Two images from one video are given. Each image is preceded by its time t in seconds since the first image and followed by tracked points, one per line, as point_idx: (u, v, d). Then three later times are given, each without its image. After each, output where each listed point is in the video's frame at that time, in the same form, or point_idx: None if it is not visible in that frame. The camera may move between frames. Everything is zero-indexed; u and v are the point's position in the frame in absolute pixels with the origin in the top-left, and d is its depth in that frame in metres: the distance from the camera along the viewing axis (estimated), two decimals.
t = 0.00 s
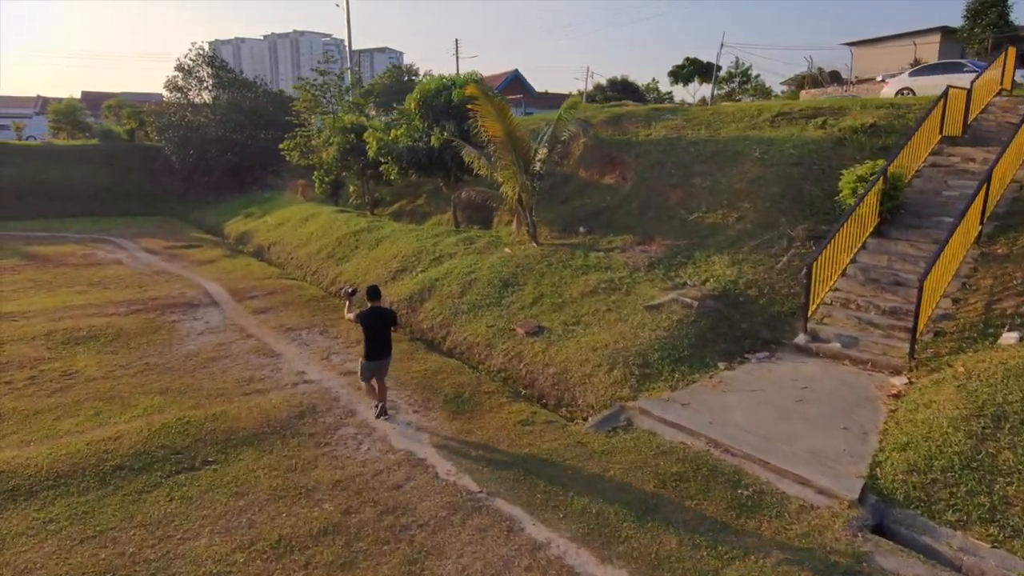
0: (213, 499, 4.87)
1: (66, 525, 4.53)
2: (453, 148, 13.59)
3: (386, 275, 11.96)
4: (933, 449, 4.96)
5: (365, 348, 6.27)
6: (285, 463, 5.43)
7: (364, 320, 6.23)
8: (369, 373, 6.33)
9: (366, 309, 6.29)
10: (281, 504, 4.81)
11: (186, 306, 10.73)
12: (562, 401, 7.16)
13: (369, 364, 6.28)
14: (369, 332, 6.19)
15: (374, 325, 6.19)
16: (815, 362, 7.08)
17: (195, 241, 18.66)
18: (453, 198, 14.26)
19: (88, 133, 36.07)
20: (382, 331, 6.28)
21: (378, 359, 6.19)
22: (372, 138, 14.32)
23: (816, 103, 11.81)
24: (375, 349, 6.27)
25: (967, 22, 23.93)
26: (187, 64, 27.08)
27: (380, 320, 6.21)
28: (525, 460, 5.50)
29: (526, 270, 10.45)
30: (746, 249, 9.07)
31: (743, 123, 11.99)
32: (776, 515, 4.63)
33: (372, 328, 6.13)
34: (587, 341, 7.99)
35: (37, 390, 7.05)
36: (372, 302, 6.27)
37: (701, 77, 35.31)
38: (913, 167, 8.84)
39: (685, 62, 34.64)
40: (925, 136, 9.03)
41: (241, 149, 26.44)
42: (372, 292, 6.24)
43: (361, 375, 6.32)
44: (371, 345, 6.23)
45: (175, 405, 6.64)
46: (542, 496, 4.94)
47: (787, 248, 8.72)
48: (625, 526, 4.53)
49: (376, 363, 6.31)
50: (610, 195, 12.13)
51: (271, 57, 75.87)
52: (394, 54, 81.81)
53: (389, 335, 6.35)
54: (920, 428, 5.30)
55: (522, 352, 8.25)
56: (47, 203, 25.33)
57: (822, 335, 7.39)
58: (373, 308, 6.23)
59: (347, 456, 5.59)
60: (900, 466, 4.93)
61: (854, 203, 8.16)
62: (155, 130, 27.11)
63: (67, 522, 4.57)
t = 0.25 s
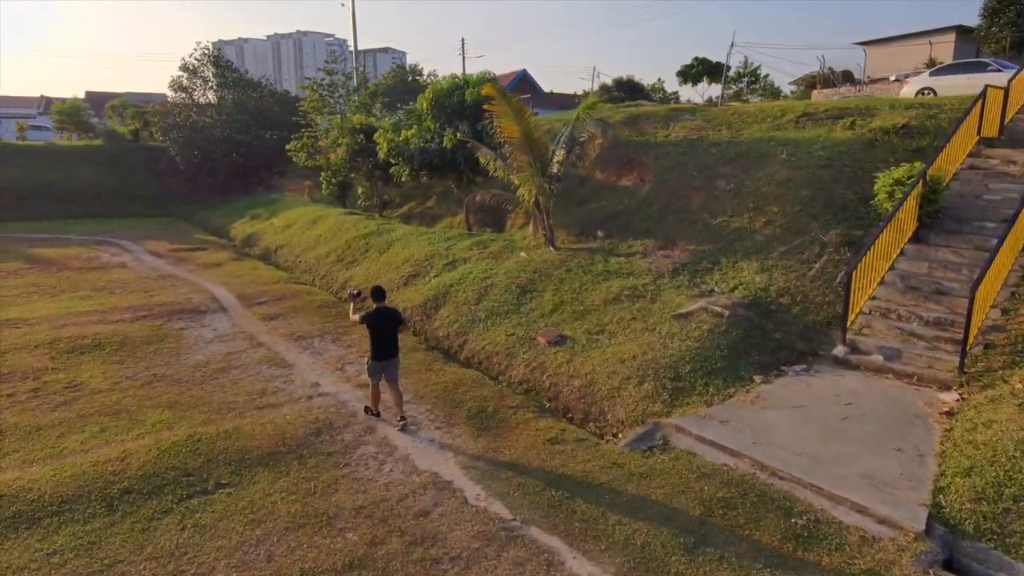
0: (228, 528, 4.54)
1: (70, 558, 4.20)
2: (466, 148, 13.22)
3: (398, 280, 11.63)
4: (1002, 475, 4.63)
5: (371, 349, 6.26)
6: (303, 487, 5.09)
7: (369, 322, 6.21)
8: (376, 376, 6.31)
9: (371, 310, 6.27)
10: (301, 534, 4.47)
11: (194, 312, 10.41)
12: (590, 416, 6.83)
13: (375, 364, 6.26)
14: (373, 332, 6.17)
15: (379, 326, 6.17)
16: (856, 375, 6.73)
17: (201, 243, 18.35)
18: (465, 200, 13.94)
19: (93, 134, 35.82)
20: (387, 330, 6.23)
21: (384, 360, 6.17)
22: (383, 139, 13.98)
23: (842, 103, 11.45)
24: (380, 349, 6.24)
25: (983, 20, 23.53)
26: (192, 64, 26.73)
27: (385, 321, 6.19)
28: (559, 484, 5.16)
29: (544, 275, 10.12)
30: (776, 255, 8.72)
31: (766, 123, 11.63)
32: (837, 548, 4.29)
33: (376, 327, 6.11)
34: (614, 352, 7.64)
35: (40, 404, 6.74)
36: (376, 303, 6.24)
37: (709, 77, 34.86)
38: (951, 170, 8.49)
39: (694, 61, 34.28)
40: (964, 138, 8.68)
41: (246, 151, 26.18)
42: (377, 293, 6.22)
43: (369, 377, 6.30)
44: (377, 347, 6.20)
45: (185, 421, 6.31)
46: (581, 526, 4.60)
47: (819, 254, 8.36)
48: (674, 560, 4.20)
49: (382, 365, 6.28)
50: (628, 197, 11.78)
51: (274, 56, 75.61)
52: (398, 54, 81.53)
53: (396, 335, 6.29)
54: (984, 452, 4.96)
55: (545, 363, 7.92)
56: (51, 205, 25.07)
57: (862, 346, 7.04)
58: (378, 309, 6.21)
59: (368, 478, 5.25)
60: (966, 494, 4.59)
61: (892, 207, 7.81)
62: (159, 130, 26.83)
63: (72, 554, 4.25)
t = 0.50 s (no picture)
0: (246, 559, 4.23)
1: None
2: (479, 149, 12.90)
3: (411, 285, 11.32)
4: None
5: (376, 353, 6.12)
6: (324, 512, 4.78)
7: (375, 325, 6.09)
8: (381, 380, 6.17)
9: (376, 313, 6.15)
10: (324, 566, 4.16)
11: (202, 318, 10.12)
12: (619, 431, 6.52)
13: (381, 369, 6.10)
14: (379, 336, 6.05)
15: (385, 329, 6.05)
16: (900, 389, 6.41)
17: (207, 245, 18.07)
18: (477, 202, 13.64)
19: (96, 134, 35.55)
20: (393, 334, 6.12)
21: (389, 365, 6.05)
22: (394, 140, 13.69)
23: (869, 103, 11.11)
24: (386, 353, 6.11)
25: (999, 19, 23.12)
26: (196, 64, 26.43)
27: (390, 325, 6.07)
28: (596, 509, 4.84)
29: (563, 281, 9.80)
30: (806, 261, 8.40)
31: (790, 123, 11.29)
32: None
33: (381, 330, 6.00)
34: (641, 363, 7.32)
35: (44, 418, 6.44)
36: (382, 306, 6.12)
37: (718, 76, 34.41)
38: (991, 172, 8.16)
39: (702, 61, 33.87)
40: (1003, 139, 8.35)
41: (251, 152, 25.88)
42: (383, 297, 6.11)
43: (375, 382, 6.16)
44: (382, 351, 6.08)
45: (196, 437, 6.00)
46: (625, 557, 4.28)
47: (854, 260, 8.04)
48: None
49: (388, 369, 6.14)
50: (647, 200, 11.46)
51: (278, 56, 75.31)
52: (400, 54, 81.15)
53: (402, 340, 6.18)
54: None
55: (569, 374, 7.60)
56: (54, 206, 24.81)
57: (904, 358, 6.72)
58: (384, 313, 6.09)
59: (392, 502, 4.94)
60: None
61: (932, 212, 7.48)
62: (164, 130, 26.55)
63: None
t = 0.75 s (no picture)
0: None
1: None
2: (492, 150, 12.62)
3: (423, 289, 11.01)
4: None
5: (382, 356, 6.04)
6: (345, 538, 4.46)
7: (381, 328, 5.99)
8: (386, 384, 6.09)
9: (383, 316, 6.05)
10: None
11: (209, 323, 9.82)
12: (649, 446, 6.22)
13: (386, 373, 6.03)
14: (386, 339, 5.95)
15: (391, 333, 5.94)
16: (946, 402, 6.08)
17: (211, 247, 17.78)
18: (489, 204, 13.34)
19: (99, 134, 35.27)
20: (400, 338, 6.01)
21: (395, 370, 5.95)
22: (404, 141, 13.41)
23: (895, 102, 10.80)
24: (391, 357, 6.02)
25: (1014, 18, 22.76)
26: (200, 63, 26.19)
27: (397, 328, 5.96)
28: (636, 534, 4.52)
29: (582, 285, 9.49)
30: (838, 266, 8.09)
31: (813, 123, 10.98)
32: None
33: (387, 334, 5.89)
34: (670, 373, 7.01)
35: (47, 432, 6.13)
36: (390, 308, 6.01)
37: (726, 75, 34.05)
38: None
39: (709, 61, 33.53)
40: None
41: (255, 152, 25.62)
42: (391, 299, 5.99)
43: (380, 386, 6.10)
44: (388, 355, 5.98)
45: (207, 453, 5.70)
46: None
47: (889, 265, 7.73)
48: None
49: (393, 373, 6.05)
50: (666, 202, 11.16)
51: (280, 56, 75.02)
52: (402, 54, 80.91)
53: (409, 344, 6.06)
54: None
55: (593, 385, 7.29)
56: (57, 207, 24.54)
57: (948, 368, 6.40)
58: (391, 316, 5.98)
59: (417, 526, 4.63)
60: None
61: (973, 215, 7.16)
62: (167, 130, 26.29)
63: None
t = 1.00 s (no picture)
0: None
1: None
2: (505, 149, 12.32)
3: (435, 293, 10.72)
4: None
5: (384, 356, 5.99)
6: (368, 566, 4.16)
7: (383, 329, 5.91)
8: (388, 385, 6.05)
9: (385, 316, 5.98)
10: None
11: (216, 328, 9.54)
12: (681, 463, 5.93)
13: (388, 373, 6.00)
14: (388, 339, 5.90)
15: (395, 334, 5.88)
16: (997, 416, 5.77)
17: (216, 248, 17.51)
18: (501, 205, 13.05)
19: (102, 134, 35.01)
20: (403, 339, 5.94)
21: (397, 370, 5.91)
22: (414, 141, 13.13)
23: (922, 101, 10.47)
24: (394, 357, 5.98)
25: None
26: (204, 62, 25.82)
27: (401, 328, 5.90)
28: (679, 562, 4.21)
29: (601, 290, 9.19)
30: (871, 271, 7.78)
31: (837, 122, 10.66)
32: None
33: (389, 335, 5.84)
34: (699, 384, 6.71)
35: (49, 446, 5.85)
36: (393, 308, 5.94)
37: (734, 75, 33.70)
38: None
39: (717, 60, 33.18)
40: None
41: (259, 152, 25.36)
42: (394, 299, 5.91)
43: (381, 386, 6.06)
44: (391, 355, 5.93)
45: (217, 469, 5.41)
46: None
47: (925, 270, 7.43)
48: None
49: (396, 374, 6.02)
50: (684, 203, 10.86)
51: (283, 55, 74.74)
52: (405, 53, 80.61)
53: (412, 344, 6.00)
54: None
55: (618, 395, 6.99)
56: (59, 207, 24.29)
57: (997, 380, 6.08)
58: (393, 316, 5.92)
59: (444, 553, 4.32)
60: None
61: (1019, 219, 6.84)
62: (171, 130, 26.04)
63: None
